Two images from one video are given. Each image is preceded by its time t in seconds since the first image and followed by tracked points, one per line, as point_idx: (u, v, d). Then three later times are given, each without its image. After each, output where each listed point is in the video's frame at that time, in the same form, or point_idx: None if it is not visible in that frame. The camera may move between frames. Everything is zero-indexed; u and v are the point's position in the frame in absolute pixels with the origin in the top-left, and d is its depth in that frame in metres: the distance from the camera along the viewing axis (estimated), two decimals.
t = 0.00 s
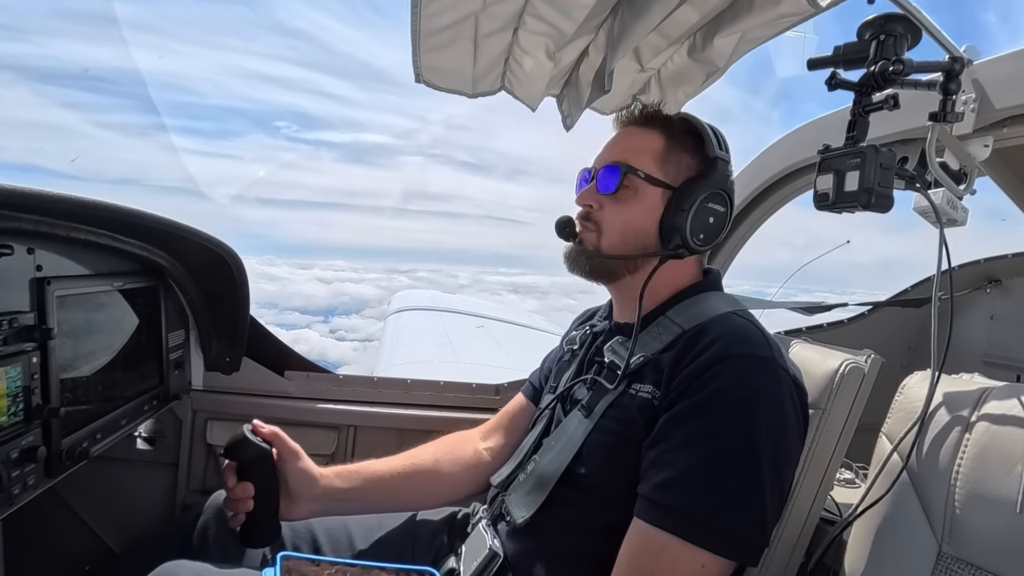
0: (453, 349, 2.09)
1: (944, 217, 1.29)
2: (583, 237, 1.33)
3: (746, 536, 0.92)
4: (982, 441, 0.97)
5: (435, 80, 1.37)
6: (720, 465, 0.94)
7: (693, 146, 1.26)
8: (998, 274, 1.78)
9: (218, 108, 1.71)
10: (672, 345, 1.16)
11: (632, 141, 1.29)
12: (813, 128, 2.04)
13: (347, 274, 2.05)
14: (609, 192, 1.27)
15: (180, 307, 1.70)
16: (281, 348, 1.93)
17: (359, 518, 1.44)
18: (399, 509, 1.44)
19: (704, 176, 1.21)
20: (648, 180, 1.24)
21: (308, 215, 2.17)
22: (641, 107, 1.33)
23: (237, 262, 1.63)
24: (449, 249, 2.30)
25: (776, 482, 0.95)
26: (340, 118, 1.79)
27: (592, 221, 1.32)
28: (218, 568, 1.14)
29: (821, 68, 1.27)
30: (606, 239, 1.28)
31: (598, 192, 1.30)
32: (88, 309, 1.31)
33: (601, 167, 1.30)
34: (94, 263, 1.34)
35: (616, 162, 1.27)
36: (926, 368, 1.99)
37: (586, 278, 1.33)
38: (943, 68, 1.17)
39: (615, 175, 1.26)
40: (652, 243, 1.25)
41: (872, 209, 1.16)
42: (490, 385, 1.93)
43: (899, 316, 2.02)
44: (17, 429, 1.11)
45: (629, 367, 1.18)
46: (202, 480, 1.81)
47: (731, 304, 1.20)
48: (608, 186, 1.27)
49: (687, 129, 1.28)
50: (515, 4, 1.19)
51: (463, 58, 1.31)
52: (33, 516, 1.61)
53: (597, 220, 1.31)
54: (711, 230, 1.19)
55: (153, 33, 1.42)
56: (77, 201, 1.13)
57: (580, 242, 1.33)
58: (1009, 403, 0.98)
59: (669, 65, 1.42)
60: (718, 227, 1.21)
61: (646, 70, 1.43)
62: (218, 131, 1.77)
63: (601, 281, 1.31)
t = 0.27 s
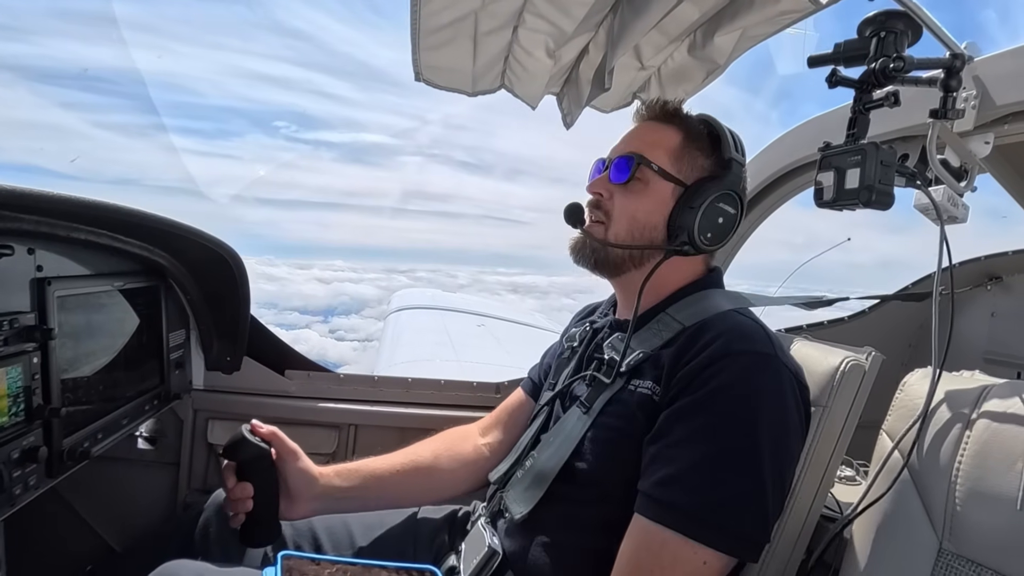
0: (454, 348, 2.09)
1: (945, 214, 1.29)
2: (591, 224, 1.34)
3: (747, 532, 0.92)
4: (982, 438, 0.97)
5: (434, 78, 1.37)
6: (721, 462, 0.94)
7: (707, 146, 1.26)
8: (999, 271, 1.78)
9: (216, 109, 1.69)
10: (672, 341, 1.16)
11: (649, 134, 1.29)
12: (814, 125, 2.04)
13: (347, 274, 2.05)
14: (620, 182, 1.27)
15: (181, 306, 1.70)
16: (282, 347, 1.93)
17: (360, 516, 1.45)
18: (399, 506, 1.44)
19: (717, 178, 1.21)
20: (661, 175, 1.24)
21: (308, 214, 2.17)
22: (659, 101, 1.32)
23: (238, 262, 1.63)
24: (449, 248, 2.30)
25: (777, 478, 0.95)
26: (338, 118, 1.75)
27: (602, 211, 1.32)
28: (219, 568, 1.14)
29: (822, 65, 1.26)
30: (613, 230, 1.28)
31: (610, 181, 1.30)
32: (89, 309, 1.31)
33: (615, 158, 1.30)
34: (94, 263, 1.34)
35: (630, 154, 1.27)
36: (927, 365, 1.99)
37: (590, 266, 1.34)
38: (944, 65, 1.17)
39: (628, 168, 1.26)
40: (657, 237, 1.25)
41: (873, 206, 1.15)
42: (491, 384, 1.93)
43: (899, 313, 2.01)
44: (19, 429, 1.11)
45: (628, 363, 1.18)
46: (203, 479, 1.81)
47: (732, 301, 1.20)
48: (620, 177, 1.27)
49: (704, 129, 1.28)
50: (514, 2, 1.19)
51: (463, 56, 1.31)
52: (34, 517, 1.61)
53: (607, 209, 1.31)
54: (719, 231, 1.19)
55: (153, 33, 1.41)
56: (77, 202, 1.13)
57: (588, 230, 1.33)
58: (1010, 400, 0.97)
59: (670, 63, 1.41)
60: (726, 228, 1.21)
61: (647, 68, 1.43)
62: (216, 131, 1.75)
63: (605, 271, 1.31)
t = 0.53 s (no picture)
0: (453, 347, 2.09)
1: (945, 212, 1.29)
2: (590, 225, 1.33)
3: (745, 532, 0.92)
4: (981, 436, 0.97)
5: (433, 77, 1.36)
6: (720, 461, 0.94)
7: (704, 142, 1.27)
8: (998, 268, 1.78)
9: (216, 108, 1.75)
10: (671, 339, 1.16)
11: (644, 133, 1.28)
12: (814, 123, 2.04)
13: (346, 274, 2.05)
14: (619, 181, 1.27)
15: (181, 305, 1.70)
16: (281, 346, 1.93)
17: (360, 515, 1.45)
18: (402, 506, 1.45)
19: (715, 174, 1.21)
20: (659, 172, 1.24)
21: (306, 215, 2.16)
22: (654, 98, 1.32)
23: (237, 261, 1.63)
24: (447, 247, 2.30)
25: (775, 478, 0.95)
26: (338, 118, 1.83)
27: (601, 210, 1.31)
28: (221, 567, 1.14)
29: (821, 63, 1.26)
30: (612, 229, 1.28)
31: (608, 181, 1.30)
32: (88, 309, 1.31)
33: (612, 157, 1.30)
34: (93, 263, 1.34)
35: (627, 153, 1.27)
36: (926, 362, 1.99)
37: (590, 266, 1.33)
38: (943, 63, 1.17)
39: (626, 167, 1.26)
40: (657, 235, 1.25)
41: (873, 204, 1.15)
42: (491, 382, 1.93)
43: (899, 310, 2.01)
44: (19, 429, 1.11)
45: (628, 361, 1.18)
46: (204, 478, 1.81)
47: (731, 299, 1.20)
48: (618, 176, 1.27)
49: (700, 125, 1.28)
50: None
51: (462, 55, 1.31)
52: (33, 515, 1.62)
53: (605, 209, 1.31)
54: (718, 227, 1.19)
55: (152, 32, 1.42)
56: (76, 201, 1.13)
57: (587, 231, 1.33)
58: (1009, 398, 0.98)
59: (669, 60, 1.41)
60: (725, 224, 1.21)
61: (646, 66, 1.43)
62: (216, 132, 1.79)
63: (605, 270, 1.31)
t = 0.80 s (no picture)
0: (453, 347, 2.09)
1: (945, 213, 1.29)
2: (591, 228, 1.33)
3: (744, 533, 0.92)
4: (980, 437, 0.97)
5: (434, 75, 1.36)
6: (720, 462, 0.94)
7: (705, 143, 1.27)
8: (998, 270, 1.78)
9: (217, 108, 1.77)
10: (671, 340, 1.16)
11: (644, 133, 1.28)
12: (814, 123, 2.03)
13: (346, 274, 2.06)
14: (620, 182, 1.27)
15: (180, 303, 1.70)
16: (281, 345, 1.93)
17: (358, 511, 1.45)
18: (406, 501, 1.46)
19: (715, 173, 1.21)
20: (660, 172, 1.24)
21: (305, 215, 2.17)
22: (652, 98, 1.32)
23: (237, 260, 1.64)
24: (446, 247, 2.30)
25: (774, 480, 0.95)
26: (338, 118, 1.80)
27: (602, 212, 1.31)
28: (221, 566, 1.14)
29: (822, 63, 1.26)
30: (614, 231, 1.28)
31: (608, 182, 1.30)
32: (88, 307, 1.31)
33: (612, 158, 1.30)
34: (93, 261, 1.34)
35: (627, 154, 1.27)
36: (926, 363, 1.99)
37: (591, 269, 1.33)
38: (944, 64, 1.17)
39: (627, 168, 1.26)
40: (659, 235, 1.25)
41: (873, 205, 1.16)
42: (490, 382, 1.93)
43: (899, 311, 2.01)
44: (18, 427, 1.11)
45: (628, 362, 1.18)
46: (203, 476, 1.81)
47: (731, 300, 1.20)
48: (619, 177, 1.27)
49: (698, 124, 1.28)
50: None
51: (462, 54, 1.31)
52: (32, 512, 1.63)
53: (606, 211, 1.30)
54: (720, 226, 1.19)
55: (154, 34, 1.40)
56: (75, 199, 1.13)
57: (588, 233, 1.33)
58: (1009, 399, 0.98)
59: (669, 60, 1.41)
60: (727, 223, 1.21)
61: (646, 66, 1.43)
62: (216, 132, 1.82)
63: (606, 272, 1.30)
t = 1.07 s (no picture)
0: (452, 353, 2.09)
1: (945, 218, 1.30)
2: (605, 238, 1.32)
3: (742, 525, 0.92)
4: (982, 441, 0.97)
5: (434, 82, 1.37)
6: (719, 453, 0.94)
7: (721, 157, 1.27)
8: (998, 274, 1.78)
9: (216, 108, 1.79)
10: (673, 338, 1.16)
11: (666, 146, 1.26)
12: (813, 129, 2.04)
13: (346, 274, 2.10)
14: (640, 196, 1.25)
15: (180, 309, 1.70)
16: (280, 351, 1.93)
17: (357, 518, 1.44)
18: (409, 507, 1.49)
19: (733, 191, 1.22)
20: (680, 188, 1.23)
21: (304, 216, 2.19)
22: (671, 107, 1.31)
23: (237, 265, 1.64)
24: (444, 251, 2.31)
25: (773, 472, 0.95)
26: (337, 119, 1.87)
27: (619, 223, 1.29)
28: None
29: (820, 70, 1.27)
30: (631, 244, 1.27)
31: (626, 194, 1.28)
32: (87, 312, 1.31)
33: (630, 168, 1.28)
34: (93, 266, 1.34)
35: (650, 166, 1.25)
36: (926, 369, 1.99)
37: (603, 281, 1.31)
38: (942, 69, 1.18)
39: (649, 181, 1.24)
40: (677, 251, 1.25)
41: (872, 210, 1.16)
42: (491, 388, 1.93)
43: (899, 317, 2.01)
44: (17, 432, 1.11)
45: (627, 365, 1.18)
46: (201, 482, 1.80)
47: (732, 302, 1.20)
48: (640, 190, 1.25)
49: (715, 137, 1.28)
50: (514, 8, 1.19)
51: (462, 61, 1.32)
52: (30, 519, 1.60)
53: (623, 223, 1.29)
54: (734, 245, 1.21)
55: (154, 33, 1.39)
56: (75, 203, 1.13)
57: (602, 243, 1.31)
58: (1009, 403, 0.97)
59: (669, 67, 1.42)
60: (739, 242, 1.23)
61: (646, 73, 1.44)
62: (216, 131, 1.82)
63: (617, 283, 1.29)
